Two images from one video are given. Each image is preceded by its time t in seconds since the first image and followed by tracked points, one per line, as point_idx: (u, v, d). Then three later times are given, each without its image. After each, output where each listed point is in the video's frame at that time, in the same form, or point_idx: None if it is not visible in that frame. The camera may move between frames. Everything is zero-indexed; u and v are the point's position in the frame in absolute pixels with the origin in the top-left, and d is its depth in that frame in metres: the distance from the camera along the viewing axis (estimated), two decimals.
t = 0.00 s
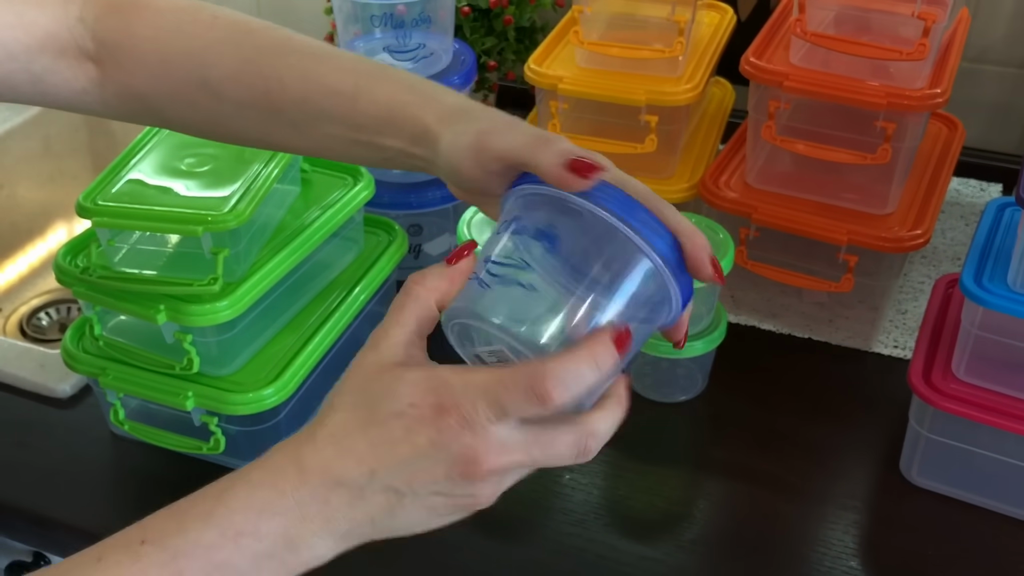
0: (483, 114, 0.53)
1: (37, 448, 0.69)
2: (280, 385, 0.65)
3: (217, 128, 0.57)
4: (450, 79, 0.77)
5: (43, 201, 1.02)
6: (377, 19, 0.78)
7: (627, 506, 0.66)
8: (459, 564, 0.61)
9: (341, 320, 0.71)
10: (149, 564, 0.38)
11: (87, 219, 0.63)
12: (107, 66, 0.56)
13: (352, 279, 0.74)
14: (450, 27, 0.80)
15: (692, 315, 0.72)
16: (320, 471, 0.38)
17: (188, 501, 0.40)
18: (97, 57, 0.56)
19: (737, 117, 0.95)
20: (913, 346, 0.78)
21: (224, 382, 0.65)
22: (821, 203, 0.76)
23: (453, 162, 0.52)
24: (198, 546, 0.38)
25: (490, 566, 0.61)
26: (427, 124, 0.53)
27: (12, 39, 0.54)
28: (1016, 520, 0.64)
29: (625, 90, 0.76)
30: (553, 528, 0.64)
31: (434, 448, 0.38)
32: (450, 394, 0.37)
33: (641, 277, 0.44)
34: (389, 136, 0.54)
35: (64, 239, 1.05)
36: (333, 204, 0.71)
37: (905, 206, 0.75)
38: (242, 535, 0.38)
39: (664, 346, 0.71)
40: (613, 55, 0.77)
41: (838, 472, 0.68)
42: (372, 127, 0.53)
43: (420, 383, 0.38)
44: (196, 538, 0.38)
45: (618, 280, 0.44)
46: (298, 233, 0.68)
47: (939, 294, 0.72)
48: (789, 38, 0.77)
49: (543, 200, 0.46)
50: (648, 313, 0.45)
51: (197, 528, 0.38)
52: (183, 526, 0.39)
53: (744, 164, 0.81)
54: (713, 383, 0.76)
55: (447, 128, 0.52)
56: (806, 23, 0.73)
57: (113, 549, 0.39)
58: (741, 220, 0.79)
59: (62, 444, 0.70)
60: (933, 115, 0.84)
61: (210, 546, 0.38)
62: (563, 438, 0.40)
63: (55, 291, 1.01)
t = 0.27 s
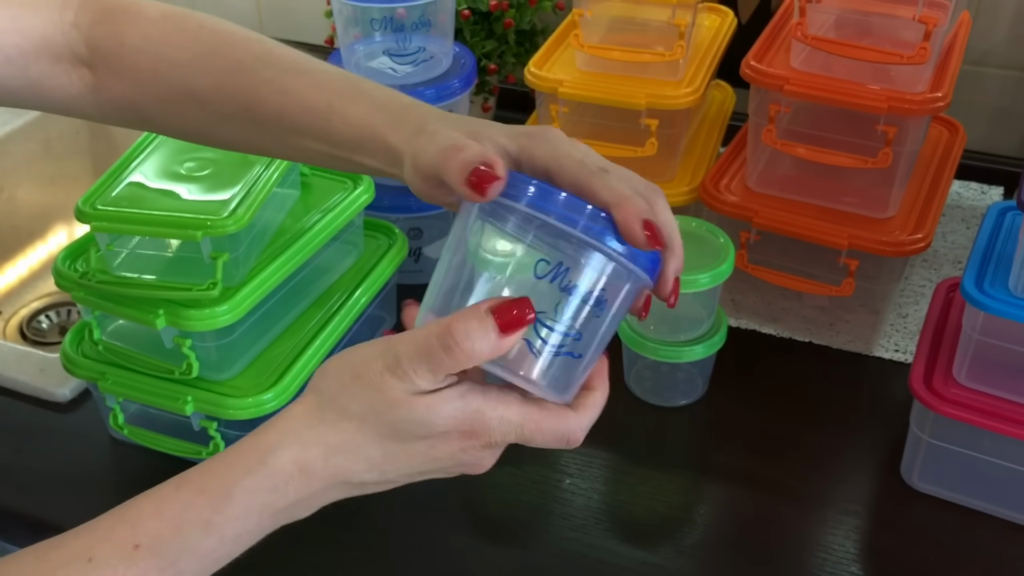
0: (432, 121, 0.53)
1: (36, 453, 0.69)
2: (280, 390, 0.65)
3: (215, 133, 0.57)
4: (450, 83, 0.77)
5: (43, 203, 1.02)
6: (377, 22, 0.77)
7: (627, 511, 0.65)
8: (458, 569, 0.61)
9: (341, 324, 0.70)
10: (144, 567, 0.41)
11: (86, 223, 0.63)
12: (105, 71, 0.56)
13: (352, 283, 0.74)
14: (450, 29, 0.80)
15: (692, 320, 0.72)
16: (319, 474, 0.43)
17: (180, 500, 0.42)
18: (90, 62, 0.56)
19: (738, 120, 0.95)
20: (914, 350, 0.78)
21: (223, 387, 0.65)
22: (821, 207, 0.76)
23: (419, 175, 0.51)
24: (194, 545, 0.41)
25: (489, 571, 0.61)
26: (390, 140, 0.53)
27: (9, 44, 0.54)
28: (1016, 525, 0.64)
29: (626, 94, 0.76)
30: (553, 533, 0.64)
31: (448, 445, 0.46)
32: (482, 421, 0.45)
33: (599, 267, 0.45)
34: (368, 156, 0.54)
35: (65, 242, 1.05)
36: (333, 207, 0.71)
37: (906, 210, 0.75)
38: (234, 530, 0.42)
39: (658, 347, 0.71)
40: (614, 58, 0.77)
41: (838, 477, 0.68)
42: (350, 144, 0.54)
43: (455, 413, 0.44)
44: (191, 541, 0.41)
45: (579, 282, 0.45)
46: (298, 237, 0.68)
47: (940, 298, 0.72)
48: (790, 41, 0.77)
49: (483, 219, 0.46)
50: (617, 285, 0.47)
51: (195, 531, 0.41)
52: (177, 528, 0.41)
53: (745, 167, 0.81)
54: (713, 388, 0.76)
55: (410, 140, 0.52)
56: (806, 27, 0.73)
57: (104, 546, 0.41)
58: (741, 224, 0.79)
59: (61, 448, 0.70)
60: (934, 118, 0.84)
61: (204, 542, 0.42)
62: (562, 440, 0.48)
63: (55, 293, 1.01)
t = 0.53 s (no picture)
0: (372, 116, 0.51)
1: (37, 456, 0.69)
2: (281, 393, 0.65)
3: (212, 137, 0.57)
4: (452, 85, 0.77)
5: (44, 205, 1.02)
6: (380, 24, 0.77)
7: (628, 514, 0.65)
8: (457, 572, 0.61)
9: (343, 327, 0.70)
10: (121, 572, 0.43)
11: (87, 226, 0.63)
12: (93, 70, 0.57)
13: (354, 285, 0.74)
14: (451, 32, 0.80)
15: (694, 322, 0.72)
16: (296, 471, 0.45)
17: (154, 506, 0.43)
18: (77, 62, 0.57)
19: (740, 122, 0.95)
20: (916, 353, 0.77)
21: (225, 390, 0.65)
22: (823, 211, 0.76)
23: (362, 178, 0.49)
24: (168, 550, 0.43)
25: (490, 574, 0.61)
26: (340, 141, 0.51)
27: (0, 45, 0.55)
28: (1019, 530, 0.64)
29: (627, 96, 0.76)
30: (553, 536, 0.63)
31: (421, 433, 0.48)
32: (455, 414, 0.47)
33: (547, 258, 0.45)
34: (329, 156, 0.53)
35: (66, 243, 1.05)
36: (335, 210, 0.71)
37: (908, 213, 0.75)
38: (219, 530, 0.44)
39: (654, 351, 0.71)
40: (615, 61, 0.77)
41: (840, 481, 0.67)
42: (310, 145, 0.53)
43: (428, 414, 0.46)
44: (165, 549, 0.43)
45: (528, 277, 0.45)
46: (299, 240, 0.68)
47: (942, 301, 0.72)
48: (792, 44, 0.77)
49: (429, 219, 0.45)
50: (571, 267, 0.45)
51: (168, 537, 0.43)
52: (153, 535, 0.43)
53: (747, 170, 0.81)
54: (715, 391, 0.76)
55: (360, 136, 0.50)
56: (809, 30, 0.73)
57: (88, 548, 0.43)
58: (743, 227, 0.78)
59: (62, 451, 0.70)
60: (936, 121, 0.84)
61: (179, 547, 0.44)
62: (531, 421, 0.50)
63: (57, 295, 1.01)
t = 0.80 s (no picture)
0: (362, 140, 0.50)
1: (43, 458, 0.69)
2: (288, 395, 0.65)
3: (214, 144, 0.57)
4: (459, 89, 0.77)
5: (50, 208, 1.02)
6: (386, 29, 0.78)
7: (633, 518, 0.65)
8: None
9: (349, 330, 0.70)
10: None
11: (95, 229, 0.63)
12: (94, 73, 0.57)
13: (360, 288, 0.74)
14: (457, 37, 0.80)
15: (699, 327, 0.72)
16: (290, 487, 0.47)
17: (154, 527, 0.44)
18: (77, 69, 0.57)
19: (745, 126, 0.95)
20: (921, 358, 0.77)
21: (232, 393, 0.65)
22: (828, 215, 0.76)
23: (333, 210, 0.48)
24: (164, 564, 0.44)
25: None
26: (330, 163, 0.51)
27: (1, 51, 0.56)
28: None
29: (634, 101, 0.76)
30: (558, 541, 0.63)
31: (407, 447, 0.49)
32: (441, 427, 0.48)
33: (519, 273, 0.43)
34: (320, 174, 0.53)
35: (71, 245, 1.05)
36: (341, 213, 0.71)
37: (914, 219, 0.75)
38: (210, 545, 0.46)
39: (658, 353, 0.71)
40: (621, 65, 0.77)
41: (846, 486, 0.67)
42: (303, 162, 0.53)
43: (419, 430, 0.47)
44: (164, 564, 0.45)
45: (502, 293, 0.44)
46: (306, 243, 0.68)
47: (948, 306, 0.72)
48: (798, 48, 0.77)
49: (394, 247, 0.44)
50: (542, 275, 0.44)
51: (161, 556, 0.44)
52: (154, 555, 0.44)
53: (752, 174, 0.81)
54: (721, 395, 0.76)
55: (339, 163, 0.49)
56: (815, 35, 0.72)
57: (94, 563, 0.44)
58: (749, 231, 0.79)
59: (69, 453, 0.70)
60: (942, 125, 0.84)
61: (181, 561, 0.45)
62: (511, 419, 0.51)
63: (63, 298, 1.01)
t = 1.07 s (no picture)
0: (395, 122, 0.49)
1: (57, 461, 0.70)
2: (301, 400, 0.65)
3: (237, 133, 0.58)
4: (470, 96, 0.78)
5: (63, 211, 1.03)
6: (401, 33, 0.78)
7: (643, 524, 0.65)
8: None
9: (361, 335, 0.71)
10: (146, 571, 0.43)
11: (110, 234, 0.63)
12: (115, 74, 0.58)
13: (372, 293, 0.74)
14: (469, 44, 0.81)
15: (709, 334, 0.72)
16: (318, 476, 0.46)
17: (189, 507, 0.44)
18: (97, 65, 0.58)
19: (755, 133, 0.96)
20: (930, 366, 0.77)
21: (244, 397, 0.66)
22: (837, 223, 0.76)
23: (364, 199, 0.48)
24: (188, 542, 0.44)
25: None
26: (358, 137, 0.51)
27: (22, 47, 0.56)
28: None
29: (645, 108, 0.76)
30: (569, 546, 0.64)
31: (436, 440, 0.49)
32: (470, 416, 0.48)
33: (553, 262, 0.46)
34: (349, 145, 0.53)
35: (82, 248, 1.06)
36: (354, 219, 0.72)
37: (923, 227, 0.75)
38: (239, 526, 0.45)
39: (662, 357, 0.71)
40: (632, 73, 0.77)
41: (855, 493, 0.68)
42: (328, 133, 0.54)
43: (442, 417, 0.46)
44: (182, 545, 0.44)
45: (534, 281, 0.47)
46: (318, 249, 0.69)
47: (958, 315, 0.72)
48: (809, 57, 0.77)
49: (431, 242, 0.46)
50: (576, 268, 0.46)
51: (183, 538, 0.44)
52: (187, 533, 0.44)
53: (762, 182, 0.81)
54: (730, 402, 0.76)
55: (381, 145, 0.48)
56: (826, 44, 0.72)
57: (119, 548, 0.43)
58: (759, 239, 0.79)
59: (82, 455, 0.71)
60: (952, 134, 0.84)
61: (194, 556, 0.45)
62: (537, 415, 0.50)
63: (75, 300, 1.02)
